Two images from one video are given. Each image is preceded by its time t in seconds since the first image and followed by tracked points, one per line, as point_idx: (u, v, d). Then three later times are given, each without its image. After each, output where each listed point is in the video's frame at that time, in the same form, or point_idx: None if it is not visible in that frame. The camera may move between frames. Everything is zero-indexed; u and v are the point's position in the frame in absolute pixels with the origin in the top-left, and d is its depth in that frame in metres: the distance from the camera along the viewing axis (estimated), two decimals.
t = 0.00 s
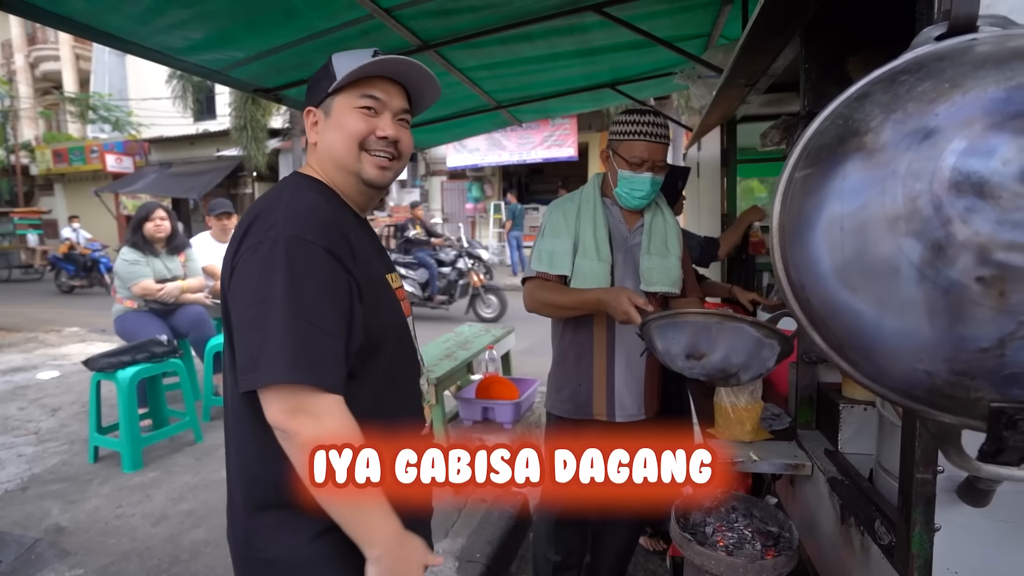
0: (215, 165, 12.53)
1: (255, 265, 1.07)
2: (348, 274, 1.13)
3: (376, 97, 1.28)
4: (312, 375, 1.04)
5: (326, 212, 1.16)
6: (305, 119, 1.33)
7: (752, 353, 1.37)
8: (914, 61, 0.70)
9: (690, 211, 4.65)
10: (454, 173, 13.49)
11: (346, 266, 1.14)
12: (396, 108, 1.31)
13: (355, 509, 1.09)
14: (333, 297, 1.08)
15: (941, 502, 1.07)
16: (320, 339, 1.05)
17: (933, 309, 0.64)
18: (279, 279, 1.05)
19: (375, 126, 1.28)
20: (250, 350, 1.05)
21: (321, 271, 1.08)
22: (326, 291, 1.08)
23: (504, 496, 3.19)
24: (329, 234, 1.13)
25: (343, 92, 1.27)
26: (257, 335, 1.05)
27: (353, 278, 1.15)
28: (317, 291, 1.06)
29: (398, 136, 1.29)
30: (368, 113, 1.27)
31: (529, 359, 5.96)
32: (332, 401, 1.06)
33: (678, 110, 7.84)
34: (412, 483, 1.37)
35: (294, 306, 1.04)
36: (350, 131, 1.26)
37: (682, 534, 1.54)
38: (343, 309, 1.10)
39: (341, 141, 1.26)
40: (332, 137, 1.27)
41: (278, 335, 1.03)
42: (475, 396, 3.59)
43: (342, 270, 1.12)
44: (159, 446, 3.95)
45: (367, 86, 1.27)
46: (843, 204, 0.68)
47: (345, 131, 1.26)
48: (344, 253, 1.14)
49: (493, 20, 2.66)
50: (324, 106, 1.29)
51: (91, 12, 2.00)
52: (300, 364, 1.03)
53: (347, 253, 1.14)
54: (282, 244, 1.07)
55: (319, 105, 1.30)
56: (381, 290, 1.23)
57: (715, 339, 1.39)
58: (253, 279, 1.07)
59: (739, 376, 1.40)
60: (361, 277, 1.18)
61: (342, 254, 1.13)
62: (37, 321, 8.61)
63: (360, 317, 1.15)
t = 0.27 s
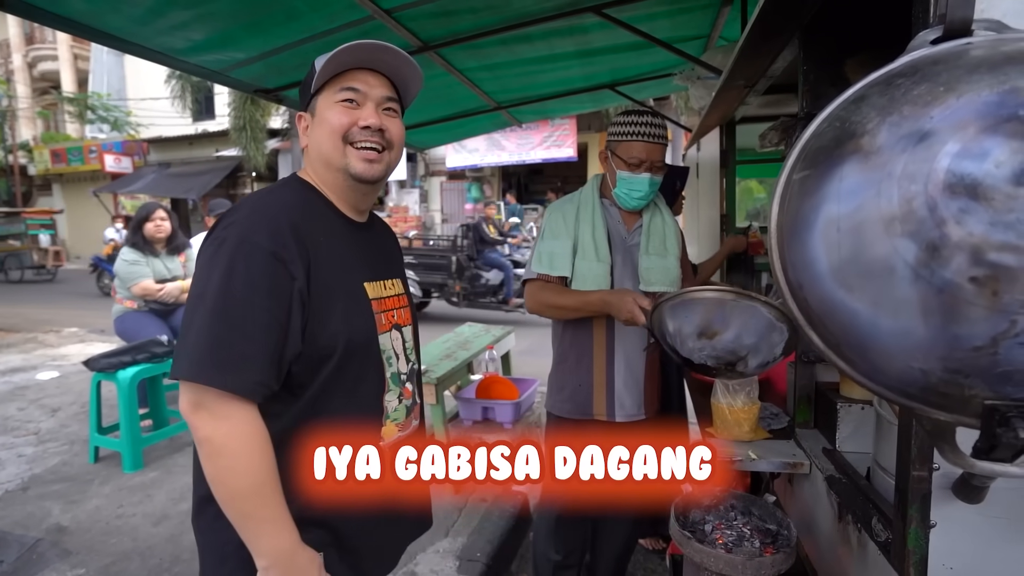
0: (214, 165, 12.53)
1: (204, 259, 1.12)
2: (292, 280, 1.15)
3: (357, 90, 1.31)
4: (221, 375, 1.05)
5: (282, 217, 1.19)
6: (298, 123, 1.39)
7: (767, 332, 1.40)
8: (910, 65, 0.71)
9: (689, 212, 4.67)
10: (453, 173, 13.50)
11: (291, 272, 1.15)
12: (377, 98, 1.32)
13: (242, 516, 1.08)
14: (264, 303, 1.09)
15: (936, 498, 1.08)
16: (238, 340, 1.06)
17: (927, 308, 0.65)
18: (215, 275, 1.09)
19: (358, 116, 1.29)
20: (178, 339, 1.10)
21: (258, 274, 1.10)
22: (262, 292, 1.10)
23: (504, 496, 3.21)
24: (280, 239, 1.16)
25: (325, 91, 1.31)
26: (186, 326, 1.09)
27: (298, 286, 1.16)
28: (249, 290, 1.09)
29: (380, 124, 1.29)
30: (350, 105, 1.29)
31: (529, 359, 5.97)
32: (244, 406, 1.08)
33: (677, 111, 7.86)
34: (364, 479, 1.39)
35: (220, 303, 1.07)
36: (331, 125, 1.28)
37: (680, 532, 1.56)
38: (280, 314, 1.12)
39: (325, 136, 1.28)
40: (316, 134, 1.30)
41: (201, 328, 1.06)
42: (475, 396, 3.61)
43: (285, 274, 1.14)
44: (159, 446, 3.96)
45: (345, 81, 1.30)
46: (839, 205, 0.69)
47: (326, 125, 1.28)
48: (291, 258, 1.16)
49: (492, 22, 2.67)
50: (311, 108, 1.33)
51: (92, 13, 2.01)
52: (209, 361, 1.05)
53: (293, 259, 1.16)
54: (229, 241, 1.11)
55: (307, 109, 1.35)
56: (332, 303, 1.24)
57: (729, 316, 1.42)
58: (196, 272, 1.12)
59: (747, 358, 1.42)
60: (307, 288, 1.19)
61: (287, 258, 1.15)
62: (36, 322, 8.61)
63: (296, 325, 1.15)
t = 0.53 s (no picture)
0: (217, 166, 12.57)
1: (172, 268, 1.15)
2: (256, 289, 1.15)
3: (354, 95, 1.31)
4: (181, 385, 1.06)
5: (247, 225, 1.19)
6: (286, 122, 1.36)
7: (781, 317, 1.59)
8: (913, 70, 0.72)
9: (693, 213, 4.68)
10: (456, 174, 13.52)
11: (255, 281, 1.15)
12: (374, 103, 1.33)
13: (208, 525, 1.11)
14: (227, 312, 1.10)
15: (940, 498, 1.09)
16: (202, 349, 1.08)
17: (931, 309, 0.66)
18: (178, 285, 1.10)
19: (354, 122, 1.30)
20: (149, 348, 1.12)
21: (220, 283, 1.10)
22: (225, 302, 1.10)
23: (508, 497, 3.22)
24: (244, 248, 1.15)
25: (320, 93, 1.30)
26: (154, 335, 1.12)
27: (263, 295, 1.16)
28: (211, 301, 1.09)
29: (378, 130, 1.31)
30: (348, 110, 1.30)
31: (531, 360, 5.98)
32: (213, 416, 1.10)
33: (678, 113, 7.87)
34: (365, 487, 1.41)
35: (182, 313, 1.08)
36: (328, 130, 1.28)
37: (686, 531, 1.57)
38: (242, 324, 1.12)
39: (319, 141, 1.28)
40: (310, 138, 1.29)
41: (165, 338, 1.08)
42: (479, 397, 3.63)
43: (249, 282, 1.14)
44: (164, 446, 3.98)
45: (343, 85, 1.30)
46: (844, 208, 0.71)
47: (322, 129, 1.28)
48: (257, 267, 1.16)
49: (496, 24, 2.69)
50: (303, 109, 1.31)
51: (102, 17, 2.03)
52: (174, 370, 1.07)
53: (258, 268, 1.16)
54: (192, 252, 1.13)
55: (297, 109, 1.33)
56: (302, 311, 1.24)
57: (748, 294, 1.63)
58: (167, 283, 1.15)
59: (762, 340, 1.59)
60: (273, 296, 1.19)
61: (251, 267, 1.15)
62: (41, 322, 8.64)
63: (260, 335, 1.15)
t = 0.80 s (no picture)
0: (224, 168, 12.63)
1: (162, 279, 1.16)
2: (247, 289, 1.15)
3: (367, 110, 1.30)
4: (181, 392, 1.07)
5: (233, 228, 1.19)
6: (281, 116, 1.30)
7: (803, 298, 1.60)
8: (923, 73, 0.73)
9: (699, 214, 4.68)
10: (461, 175, 13.54)
11: (246, 281, 1.15)
12: (382, 121, 1.34)
13: (224, 531, 1.12)
14: (221, 314, 1.11)
15: (950, 500, 1.09)
16: (200, 354, 1.09)
17: (941, 310, 0.67)
18: (168, 293, 1.11)
19: (364, 138, 1.30)
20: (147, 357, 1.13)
21: (211, 287, 1.11)
22: (215, 305, 1.11)
23: (514, 497, 3.22)
24: (231, 250, 1.16)
25: (333, 100, 1.27)
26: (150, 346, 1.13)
27: (255, 294, 1.16)
28: (202, 305, 1.10)
29: (384, 150, 1.33)
30: (359, 125, 1.29)
31: (536, 361, 5.98)
32: (217, 420, 1.11)
33: (683, 114, 7.88)
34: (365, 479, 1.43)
35: (174, 321, 1.09)
36: (337, 142, 1.27)
37: (694, 532, 1.57)
38: (235, 324, 1.12)
39: (327, 151, 1.27)
40: (316, 145, 1.27)
41: (160, 347, 1.09)
42: (485, 398, 3.64)
43: (238, 283, 1.15)
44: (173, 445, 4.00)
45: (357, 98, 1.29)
46: (854, 210, 0.71)
47: (332, 140, 1.27)
48: (245, 267, 1.16)
49: (504, 27, 2.70)
50: (309, 110, 1.27)
51: (115, 21, 2.05)
52: (174, 377, 1.07)
53: (247, 269, 1.16)
54: (179, 259, 1.13)
55: (301, 107, 1.28)
56: (295, 308, 1.25)
57: (767, 274, 1.62)
58: (158, 292, 1.15)
59: (776, 322, 1.61)
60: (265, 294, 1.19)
61: (240, 269, 1.15)
62: (50, 322, 8.70)
63: (256, 334, 1.16)
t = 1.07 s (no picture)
0: (233, 170, 12.71)
1: (178, 285, 1.15)
2: (267, 294, 1.16)
3: (394, 132, 1.32)
4: (207, 398, 1.07)
5: (249, 232, 1.19)
6: (309, 126, 1.25)
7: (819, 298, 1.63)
8: (935, 73, 0.72)
9: (706, 215, 4.67)
10: (468, 177, 13.56)
11: (265, 286, 1.16)
12: (402, 140, 1.36)
13: (250, 538, 1.12)
14: (244, 320, 1.11)
15: (963, 504, 1.08)
16: (224, 360, 1.09)
17: (954, 312, 0.66)
18: (189, 299, 1.11)
19: (387, 159, 1.33)
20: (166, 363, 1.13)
21: (232, 292, 1.11)
22: (238, 311, 1.11)
23: (521, 498, 3.22)
24: (249, 255, 1.16)
25: (368, 122, 1.26)
26: (169, 352, 1.12)
27: (275, 299, 1.17)
28: (225, 311, 1.10)
29: (400, 169, 1.37)
30: (386, 147, 1.31)
31: (543, 363, 5.98)
32: (241, 426, 1.11)
33: (690, 115, 7.86)
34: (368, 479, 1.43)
35: (197, 327, 1.09)
36: (367, 163, 1.28)
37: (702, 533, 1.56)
38: (258, 330, 1.13)
39: (356, 171, 1.28)
40: (347, 164, 1.27)
41: (182, 353, 1.09)
42: (492, 399, 3.65)
43: (259, 289, 1.15)
44: (183, 445, 4.03)
45: (389, 121, 1.29)
46: (865, 211, 0.71)
47: (362, 161, 1.28)
48: (264, 272, 1.17)
49: (512, 29, 2.71)
50: (343, 127, 1.25)
51: (129, 25, 2.07)
52: (198, 384, 1.07)
53: (266, 273, 1.17)
54: (197, 264, 1.13)
55: (335, 121, 1.25)
56: (312, 311, 1.26)
57: (783, 273, 1.66)
58: (174, 298, 1.14)
59: (793, 322, 1.63)
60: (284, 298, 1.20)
61: (259, 273, 1.16)
62: (62, 323, 8.78)
63: (278, 338, 1.17)
